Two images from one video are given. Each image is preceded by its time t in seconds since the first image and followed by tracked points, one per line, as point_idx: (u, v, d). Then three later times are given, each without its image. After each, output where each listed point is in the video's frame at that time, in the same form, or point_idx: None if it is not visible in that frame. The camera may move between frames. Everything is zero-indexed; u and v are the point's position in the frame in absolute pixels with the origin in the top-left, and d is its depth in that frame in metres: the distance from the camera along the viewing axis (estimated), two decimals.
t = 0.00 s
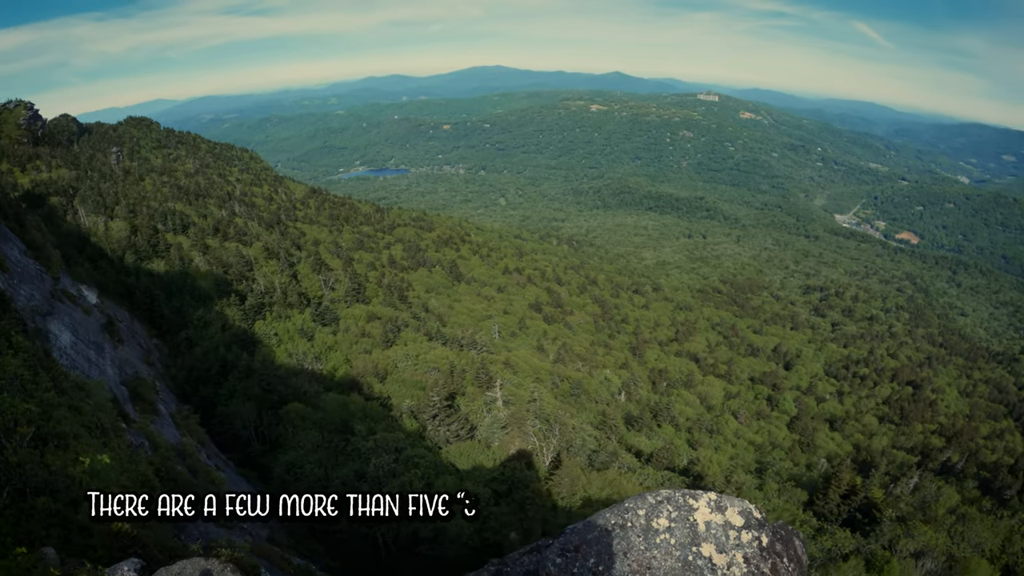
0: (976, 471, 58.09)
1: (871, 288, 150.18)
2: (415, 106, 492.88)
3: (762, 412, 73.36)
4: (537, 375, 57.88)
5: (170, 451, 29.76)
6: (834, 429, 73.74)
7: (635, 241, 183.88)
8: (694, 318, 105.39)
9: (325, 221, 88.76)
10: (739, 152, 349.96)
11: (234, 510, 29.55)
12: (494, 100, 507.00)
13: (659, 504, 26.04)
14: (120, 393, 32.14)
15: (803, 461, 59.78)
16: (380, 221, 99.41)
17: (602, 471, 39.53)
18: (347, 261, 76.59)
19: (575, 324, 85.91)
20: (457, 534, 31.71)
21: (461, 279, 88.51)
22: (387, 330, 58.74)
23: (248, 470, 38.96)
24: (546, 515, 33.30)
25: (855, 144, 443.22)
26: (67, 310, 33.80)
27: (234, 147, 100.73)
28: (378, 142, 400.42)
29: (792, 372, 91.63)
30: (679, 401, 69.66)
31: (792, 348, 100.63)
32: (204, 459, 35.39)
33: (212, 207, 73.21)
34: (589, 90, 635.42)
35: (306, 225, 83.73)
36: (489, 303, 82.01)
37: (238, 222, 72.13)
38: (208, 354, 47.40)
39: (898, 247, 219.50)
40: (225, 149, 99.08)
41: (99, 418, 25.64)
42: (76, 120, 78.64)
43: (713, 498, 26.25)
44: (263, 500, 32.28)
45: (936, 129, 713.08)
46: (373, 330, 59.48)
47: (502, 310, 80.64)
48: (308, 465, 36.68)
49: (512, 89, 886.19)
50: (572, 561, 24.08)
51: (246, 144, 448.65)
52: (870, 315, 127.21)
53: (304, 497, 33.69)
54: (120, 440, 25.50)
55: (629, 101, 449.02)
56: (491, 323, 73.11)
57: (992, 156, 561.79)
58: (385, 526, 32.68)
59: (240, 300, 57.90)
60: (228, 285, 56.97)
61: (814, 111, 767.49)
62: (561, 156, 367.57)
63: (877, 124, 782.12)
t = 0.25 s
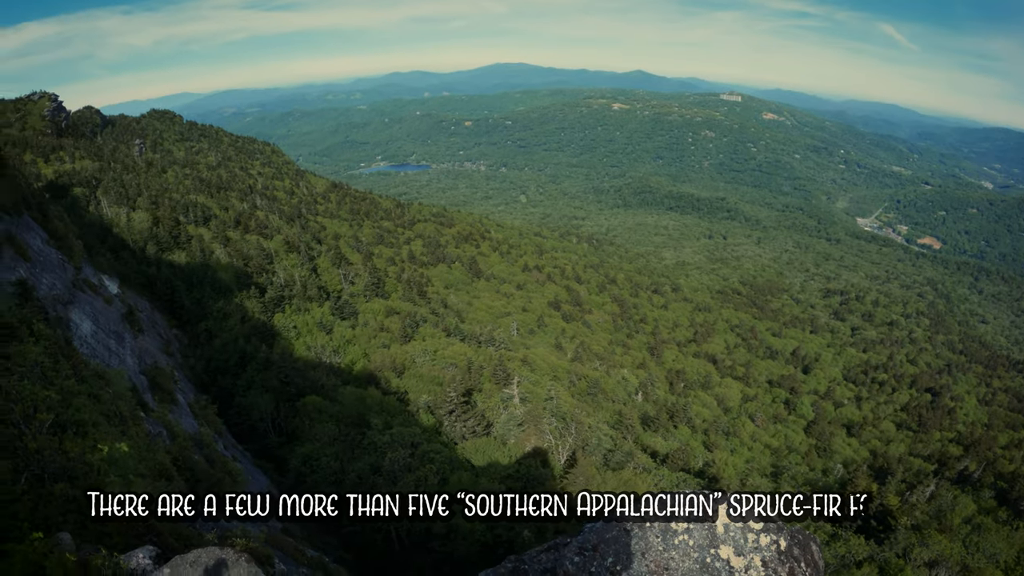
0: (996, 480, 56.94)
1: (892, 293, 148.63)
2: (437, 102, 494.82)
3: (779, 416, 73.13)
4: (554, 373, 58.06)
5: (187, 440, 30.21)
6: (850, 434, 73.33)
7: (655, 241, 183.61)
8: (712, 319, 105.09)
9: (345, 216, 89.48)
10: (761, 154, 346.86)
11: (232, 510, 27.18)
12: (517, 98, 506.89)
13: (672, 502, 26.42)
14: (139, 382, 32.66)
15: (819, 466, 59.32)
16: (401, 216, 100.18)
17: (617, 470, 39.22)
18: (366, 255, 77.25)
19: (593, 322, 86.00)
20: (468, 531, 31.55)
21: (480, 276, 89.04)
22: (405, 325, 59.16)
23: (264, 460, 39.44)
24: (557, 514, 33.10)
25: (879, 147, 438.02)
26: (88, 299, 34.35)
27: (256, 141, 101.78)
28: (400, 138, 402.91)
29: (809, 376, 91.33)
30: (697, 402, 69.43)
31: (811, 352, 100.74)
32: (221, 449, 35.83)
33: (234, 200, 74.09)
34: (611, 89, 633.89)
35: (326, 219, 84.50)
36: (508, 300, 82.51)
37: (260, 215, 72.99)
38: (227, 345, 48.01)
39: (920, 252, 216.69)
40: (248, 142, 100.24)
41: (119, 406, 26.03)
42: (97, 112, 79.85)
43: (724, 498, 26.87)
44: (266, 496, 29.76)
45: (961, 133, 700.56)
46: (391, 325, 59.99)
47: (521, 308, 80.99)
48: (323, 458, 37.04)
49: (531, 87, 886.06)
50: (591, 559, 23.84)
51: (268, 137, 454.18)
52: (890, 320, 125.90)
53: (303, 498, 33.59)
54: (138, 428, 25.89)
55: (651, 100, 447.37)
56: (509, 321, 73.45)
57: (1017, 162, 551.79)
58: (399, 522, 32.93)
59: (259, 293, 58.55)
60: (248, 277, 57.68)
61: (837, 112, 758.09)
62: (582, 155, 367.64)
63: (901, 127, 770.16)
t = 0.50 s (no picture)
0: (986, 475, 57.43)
1: (882, 290, 149.44)
2: (427, 101, 493.32)
3: (770, 412, 73.37)
4: (546, 371, 57.98)
5: (179, 440, 30.11)
6: (842, 430, 73.77)
7: (646, 239, 183.80)
8: (703, 317, 105.35)
9: (336, 215, 89.18)
10: (751, 151, 347.95)
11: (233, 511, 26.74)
12: (507, 96, 505.47)
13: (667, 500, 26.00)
14: (129, 383, 32.40)
15: (811, 462, 59.42)
16: (392, 215, 99.81)
17: (609, 467, 39.20)
18: (357, 254, 76.96)
19: (584, 321, 86.02)
20: (462, 530, 31.42)
21: (471, 274, 88.78)
22: (397, 323, 58.91)
23: (255, 459, 39.29)
24: (556, 514, 33.25)
25: (869, 145, 440.36)
26: (78, 300, 34.09)
27: (247, 140, 101.31)
28: (390, 137, 400.91)
29: (800, 373, 91.52)
30: (688, 399, 69.56)
31: (801, 349, 100.99)
32: (212, 449, 35.52)
33: (224, 199, 73.68)
34: (602, 87, 634.43)
35: (318, 218, 84.16)
36: (499, 298, 82.27)
37: (250, 214, 72.65)
38: (218, 345, 47.74)
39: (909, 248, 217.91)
40: (239, 141, 99.82)
41: (109, 407, 25.83)
42: (88, 111, 79.40)
43: (722, 498, 26.33)
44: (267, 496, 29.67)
45: (950, 130, 705.48)
46: (382, 324, 59.74)
47: (512, 306, 80.97)
48: (315, 457, 36.88)
49: (523, 85, 885.19)
50: (582, 557, 23.75)
51: (259, 136, 452.11)
52: (880, 317, 126.52)
53: (303, 497, 32.77)
54: (129, 429, 25.72)
55: (643, 97, 447.62)
56: (501, 319, 73.28)
57: (1005, 159, 557.34)
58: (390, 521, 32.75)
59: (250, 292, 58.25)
60: (239, 277, 57.33)
61: (828, 110, 761.77)
62: (573, 153, 367.66)
63: (890, 125, 775.42)
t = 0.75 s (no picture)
0: (958, 462, 58.50)
1: (852, 282, 151.80)
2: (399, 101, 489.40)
3: (746, 406, 73.83)
4: (521, 371, 57.71)
5: (154, 450, 29.47)
6: (817, 423, 74.44)
7: (619, 237, 184.29)
8: (677, 313, 105.93)
9: (308, 218, 88.09)
10: (721, 148, 351.92)
11: (234, 510, 29.75)
12: (478, 95, 503.94)
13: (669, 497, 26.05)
14: (102, 393, 31.49)
15: (787, 454, 59.72)
16: (364, 218, 98.79)
17: (587, 465, 38.89)
18: (330, 257, 76.04)
19: (559, 320, 85.89)
20: (443, 532, 31.52)
21: (445, 275, 88.17)
22: (371, 326, 58.12)
23: (231, 467, 38.50)
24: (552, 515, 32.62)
25: (838, 140, 448.22)
26: (48, 309, 33.08)
27: (216, 144, 99.92)
28: (360, 138, 396.17)
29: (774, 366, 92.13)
30: (664, 395, 69.66)
31: (775, 342, 101.75)
32: (187, 458, 34.70)
33: (194, 204, 72.39)
34: (575, 86, 637.06)
35: (289, 222, 83.12)
36: (473, 299, 81.83)
37: (221, 219, 71.55)
38: (191, 352, 46.76)
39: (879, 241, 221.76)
40: (208, 145, 98.43)
41: (82, 417, 25.09)
42: (55, 116, 77.51)
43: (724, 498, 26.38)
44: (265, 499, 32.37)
45: (917, 125, 722.54)
46: (357, 327, 59.08)
47: (486, 306, 80.59)
48: (292, 463, 36.15)
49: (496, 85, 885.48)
50: (554, 557, 23.59)
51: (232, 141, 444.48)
52: (852, 309, 128.34)
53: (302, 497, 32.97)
54: (103, 440, 25.10)
55: (615, 96, 449.87)
56: (475, 320, 72.89)
57: (971, 151, 572.64)
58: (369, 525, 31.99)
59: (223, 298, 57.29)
60: (211, 283, 56.40)
61: (799, 106, 773.86)
62: (543, 151, 366.45)
63: (858, 120, 791.15)
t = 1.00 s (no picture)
0: (926, 447, 59.96)
1: (817, 274, 154.64)
2: (363, 105, 484.08)
3: (716, 399, 74.27)
4: (491, 372, 57.57)
5: (124, 465, 28.79)
6: (787, 413, 75.17)
7: (584, 236, 184.60)
8: (646, 310, 106.67)
9: (273, 225, 86.84)
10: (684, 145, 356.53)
11: (234, 509, 33.11)
12: (443, 97, 500.93)
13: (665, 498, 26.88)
14: (70, 409, 30.53)
15: (759, 446, 60.00)
16: (330, 222, 97.50)
17: (560, 464, 38.71)
18: (297, 264, 74.98)
19: (528, 320, 85.84)
20: (419, 535, 31.68)
21: (412, 279, 87.57)
22: (340, 332, 57.43)
23: (203, 480, 37.55)
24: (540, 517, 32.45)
25: (800, 135, 457.47)
26: (13, 325, 32.12)
27: (179, 151, 98.41)
28: (324, 143, 390.05)
29: (743, 359, 92.99)
30: (634, 391, 69.87)
31: (742, 335, 102.85)
32: (159, 472, 33.71)
33: (158, 213, 71.18)
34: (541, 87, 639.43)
35: (254, 229, 81.90)
36: (441, 302, 81.41)
37: (186, 228, 70.34)
38: (159, 364, 45.70)
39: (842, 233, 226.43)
40: (170, 152, 96.96)
41: (50, 435, 24.45)
42: (15, 127, 75.64)
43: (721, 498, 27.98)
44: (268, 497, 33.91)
45: (877, 118, 742.18)
46: (324, 334, 58.46)
47: (454, 308, 80.20)
48: (265, 473, 35.31)
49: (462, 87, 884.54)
50: (517, 556, 23.78)
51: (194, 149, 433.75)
52: (818, 300, 130.50)
53: (302, 496, 32.33)
54: (73, 457, 24.74)
55: (579, 96, 451.40)
56: (444, 322, 72.54)
57: (931, 143, 591.55)
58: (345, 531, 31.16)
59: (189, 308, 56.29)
60: (177, 292, 55.40)
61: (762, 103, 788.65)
62: (507, 152, 365.71)
63: (820, 115, 809.41)
